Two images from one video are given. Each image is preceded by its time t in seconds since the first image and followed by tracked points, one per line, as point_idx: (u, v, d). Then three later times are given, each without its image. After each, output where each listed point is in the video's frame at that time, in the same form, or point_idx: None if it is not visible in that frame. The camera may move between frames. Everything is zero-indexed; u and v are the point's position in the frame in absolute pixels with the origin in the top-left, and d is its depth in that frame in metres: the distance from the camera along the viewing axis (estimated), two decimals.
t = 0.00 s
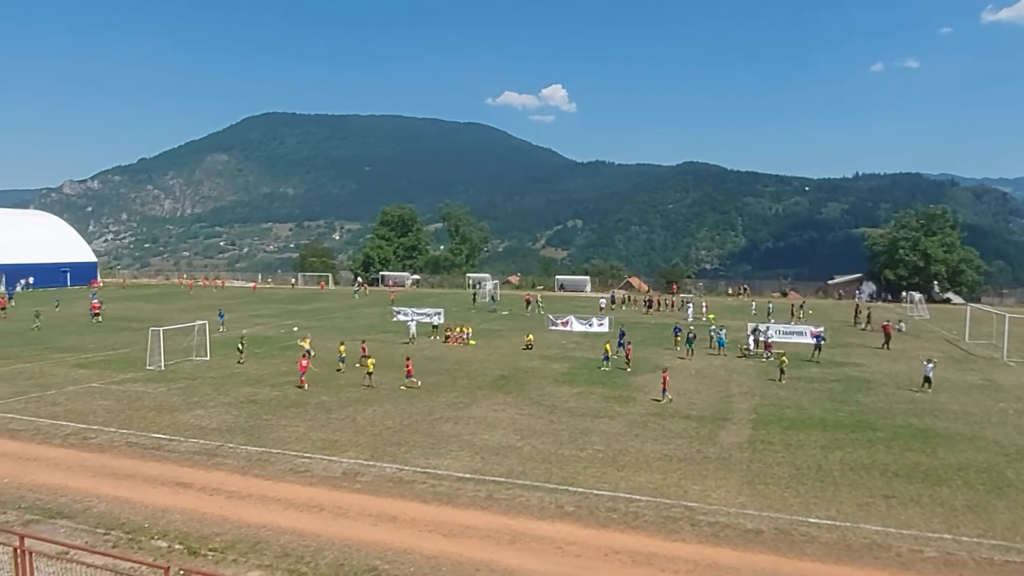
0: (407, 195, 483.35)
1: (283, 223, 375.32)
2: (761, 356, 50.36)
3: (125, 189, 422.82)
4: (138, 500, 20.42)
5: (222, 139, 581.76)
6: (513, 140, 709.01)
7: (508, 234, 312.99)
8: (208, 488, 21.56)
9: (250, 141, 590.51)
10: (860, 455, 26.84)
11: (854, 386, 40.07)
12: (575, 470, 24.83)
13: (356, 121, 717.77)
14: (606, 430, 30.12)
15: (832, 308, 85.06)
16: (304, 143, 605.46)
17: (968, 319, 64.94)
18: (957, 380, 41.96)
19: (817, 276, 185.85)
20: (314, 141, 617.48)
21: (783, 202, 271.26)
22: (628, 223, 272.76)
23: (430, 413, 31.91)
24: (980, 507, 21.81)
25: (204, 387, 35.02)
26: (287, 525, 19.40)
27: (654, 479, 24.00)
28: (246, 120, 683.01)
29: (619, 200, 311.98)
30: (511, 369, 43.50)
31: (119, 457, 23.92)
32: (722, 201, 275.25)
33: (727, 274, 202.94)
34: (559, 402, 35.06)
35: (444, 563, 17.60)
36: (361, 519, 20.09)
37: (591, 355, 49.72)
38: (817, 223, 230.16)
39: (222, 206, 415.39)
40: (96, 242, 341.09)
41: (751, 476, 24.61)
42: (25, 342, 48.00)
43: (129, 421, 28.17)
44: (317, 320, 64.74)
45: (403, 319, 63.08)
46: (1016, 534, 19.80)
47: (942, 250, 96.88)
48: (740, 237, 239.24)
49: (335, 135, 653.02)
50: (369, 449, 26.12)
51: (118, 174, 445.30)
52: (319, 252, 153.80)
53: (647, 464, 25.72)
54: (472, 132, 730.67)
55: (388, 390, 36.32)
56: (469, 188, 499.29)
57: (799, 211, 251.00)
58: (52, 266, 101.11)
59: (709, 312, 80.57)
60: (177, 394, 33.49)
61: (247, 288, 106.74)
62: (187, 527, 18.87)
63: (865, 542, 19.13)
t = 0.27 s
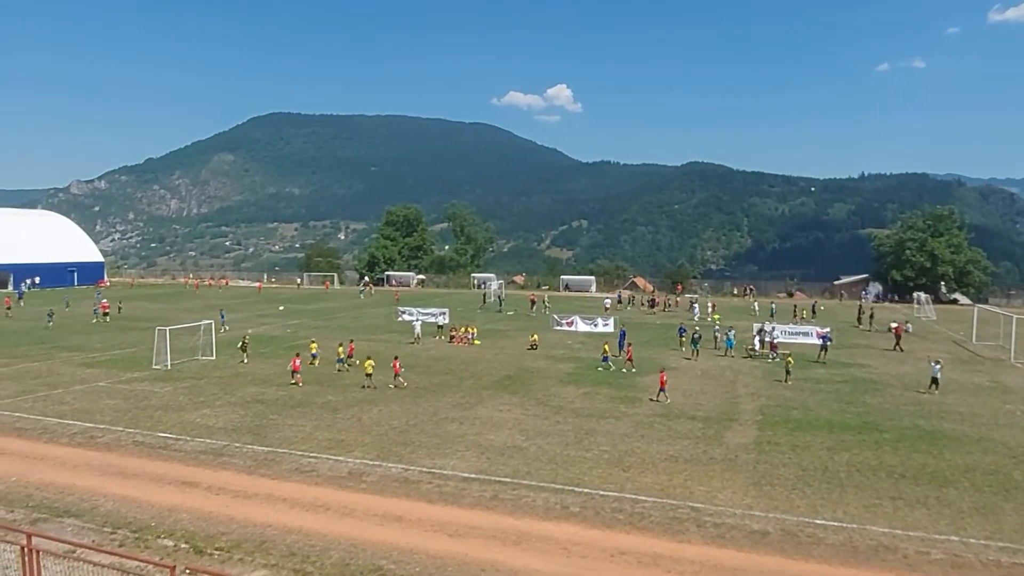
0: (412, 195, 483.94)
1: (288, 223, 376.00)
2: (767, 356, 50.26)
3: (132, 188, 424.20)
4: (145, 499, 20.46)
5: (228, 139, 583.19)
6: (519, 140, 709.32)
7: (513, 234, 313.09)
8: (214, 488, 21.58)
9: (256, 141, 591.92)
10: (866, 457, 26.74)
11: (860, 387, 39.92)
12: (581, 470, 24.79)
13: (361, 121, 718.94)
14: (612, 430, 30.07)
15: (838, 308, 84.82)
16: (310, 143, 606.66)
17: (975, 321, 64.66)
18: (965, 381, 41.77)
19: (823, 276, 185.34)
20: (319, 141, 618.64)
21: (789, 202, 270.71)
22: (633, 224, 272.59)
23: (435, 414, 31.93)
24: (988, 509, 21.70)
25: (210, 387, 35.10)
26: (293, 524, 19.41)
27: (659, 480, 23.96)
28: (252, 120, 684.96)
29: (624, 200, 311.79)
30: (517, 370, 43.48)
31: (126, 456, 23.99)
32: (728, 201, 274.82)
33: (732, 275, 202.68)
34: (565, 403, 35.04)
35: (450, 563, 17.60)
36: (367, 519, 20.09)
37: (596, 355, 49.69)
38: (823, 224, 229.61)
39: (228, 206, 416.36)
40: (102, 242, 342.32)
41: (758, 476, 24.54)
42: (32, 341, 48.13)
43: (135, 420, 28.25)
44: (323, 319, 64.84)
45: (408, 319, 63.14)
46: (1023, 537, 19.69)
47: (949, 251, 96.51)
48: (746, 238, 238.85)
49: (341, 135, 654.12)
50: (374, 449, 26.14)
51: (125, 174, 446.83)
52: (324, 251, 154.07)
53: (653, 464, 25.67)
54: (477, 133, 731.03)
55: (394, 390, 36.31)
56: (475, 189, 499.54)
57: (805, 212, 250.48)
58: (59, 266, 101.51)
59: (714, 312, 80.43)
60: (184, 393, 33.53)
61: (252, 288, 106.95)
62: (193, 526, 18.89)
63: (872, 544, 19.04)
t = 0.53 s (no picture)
0: (418, 195, 484.59)
1: (294, 223, 376.77)
2: (772, 359, 50.14)
3: (139, 187, 425.76)
4: (150, 498, 20.50)
5: (235, 138, 584.72)
6: (524, 141, 710.12)
7: (518, 235, 313.27)
8: (219, 487, 21.63)
9: (263, 140, 593.35)
10: (871, 460, 26.68)
11: (865, 391, 39.81)
12: (585, 472, 24.78)
13: (367, 121, 720.04)
14: (615, 432, 30.06)
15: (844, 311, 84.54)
16: (316, 143, 607.82)
17: (982, 325, 64.36)
18: (971, 386, 41.61)
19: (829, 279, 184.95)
20: (326, 141, 619.86)
21: (795, 205, 270.23)
22: (639, 225, 272.33)
23: (440, 414, 31.94)
24: (993, 514, 21.63)
25: (215, 385, 35.18)
26: (297, 524, 19.44)
27: (663, 483, 23.92)
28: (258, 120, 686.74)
29: (630, 202, 311.62)
30: (521, 371, 43.47)
31: (131, 454, 24.05)
32: (733, 203, 274.50)
33: (737, 277, 202.35)
34: (569, 404, 35.02)
35: (454, 563, 17.61)
36: (371, 519, 20.11)
37: (600, 356, 49.66)
38: (829, 226, 229.12)
39: (234, 205, 417.43)
40: (109, 240, 343.53)
41: (762, 480, 24.49)
42: (39, 339, 48.32)
43: (141, 419, 28.33)
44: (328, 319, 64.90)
45: (413, 319, 63.21)
46: None
47: (955, 254, 96.18)
48: (751, 240, 238.47)
49: (346, 135, 655.13)
50: (378, 450, 26.17)
51: (132, 173, 448.45)
52: (330, 251, 154.39)
53: (657, 467, 25.66)
54: (483, 134, 731.62)
55: (398, 391, 36.32)
56: (480, 189, 499.91)
57: (811, 214, 249.98)
58: (66, 264, 101.82)
59: (719, 314, 80.25)
60: (189, 392, 33.64)
61: (258, 287, 107.13)
62: (198, 525, 18.93)
63: (877, 548, 18.99)
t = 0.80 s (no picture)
0: (429, 199, 485.82)
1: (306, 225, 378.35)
2: (782, 370, 49.87)
3: (153, 186, 428.74)
4: (159, 496, 20.58)
5: (249, 140, 588.14)
6: (537, 148, 711.03)
7: (529, 241, 313.27)
8: (228, 487, 21.68)
9: (277, 142, 596.82)
10: (882, 474, 26.51)
11: (877, 403, 39.51)
12: (593, 479, 24.70)
13: (381, 125, 722.91)
14: (624, 440, 29.96)
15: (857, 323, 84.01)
16: (329, 146, 610.79)
17: (996, 339, 63.79)
18: (984, 400, 41.16)
19: (841, 290, 184.02)
20: (339, 144, 622.71)
21: (807, 215, 269.20)
22: (650, 233, 272.07)
23: (448, 418, 31.95)
24: (1006, 530, 21.40)
25: (226, 385, 35.30)
26: (305, 525, 19.47)
27: (672, 492, 23.82)
28: (273, 122, 690.79)
29: (641, 209, 311.22)
30: (530, 376, 43.43)
31: (141, 452, 24.18)
32: (745, 212, 273.68)
33: (748, 286, 201.62)
34: (578, 411, 34.94)
35: (459, 568, 17.58)
36: (378, 521, 20.11)
37: (610, 364, 49.52)
38: (841, 237, 228.08)
39: (248, 206, 419.83)
40: (123, 238, 346.17)
41: (772, 491, 24.34)
42: (53, 336, 48.66)
43: (152, 417, 28.45)
44: (339, 321, 65.06)
45: (423, 322, 63.26)
46: None
47: (970, 267, 95.50)
48: (763, 249, 237.64)
49: (360, 139, 657.83)
50: (387, 452, 26.17)
51: (147, 173, 452.00)
52: (341, 253, 154.96)
53: (665, 475, 25.56)
54: (496, 139, 732.94)
55: (407, 394, 36.31)
56: (492, 194, 500.63)
57: (824, 225, 248.98)
58: (81, 262, 102.55)
59: (730, 323, 79.99)
60: (200, 391, 33.74)
61: (269, 288, 107.67)
62: (207, 524, 18.98)
63: (887, 563, 18.84)
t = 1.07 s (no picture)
0: (453, 201, 487.14)
1: (330, 224, 381.04)
2: (807, 378, 49.24)
3: (181, 184, 434.14)
4: (182, 489, 20.74)
5: (275, 140, 593.63)
6: (561, 151, 710.17)
7: (552, 244, 313.02)
8: (250, 482, 21.81)
9: (303, 142, 601.94)
10: (909, 486, 26.04)
11: (903, 415, 38.88)
12: (613, 485, 24.55)
13: (406, 126, 726.35)
14: (645, 446, 29.74)
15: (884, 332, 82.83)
16: (354, 146, 614.95)
17: None
18: (1015, 414, 40.33)
19: (868, 299, 181.68)
20: (364, 144, 626.77)
21: (834, 221, 266.18)
22: (673, 237, 270.65)
23: (468, 419, 31.91)
24: None
25: (249, 382, 35.55)
26: (325, 522, 19.53)
27: (693, 499, 23.60)
28: (300, 122, 696.93)
29: (665, 214, 309.68)
30: (551, 380, 43.30)
31: (165, 446, 24.40)
32: (771, 218, 271.26)
33: (773, 293, 199.79)
34: (598, 415, 34.76)
35: (478, 570, 17.50)
36: (397, 521, 20.09)
37: (631, 369, 49.22)
38: (868, 245, 225.21)
39: (274, 205, 423.70)
40: (152, 235, 351.15)
41: (795, 501, 24.00)
42: (82, 330, 49.37)
43: (176, 411, 28.73)
44: (361, 321, 65.35)
45: (444, 323, 63.36)
46: None
47: (1002, 277, 93.76)
48: (789, 256, 235.38)
49: (385, 140, 661.40)
50: (407, 452, 26.17)
51: (176, 171, 458.16)
52: (364, 253, 155.66)
53: (687, 483, 25.33)
54: (520, 141, 733.29)
55: (428, 394, 36.38)
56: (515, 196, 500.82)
57: (851, 232, 246.01)
58: (111, 258, 104.04)
59: (753, 330, 79.28)
60: (223, 387, 34.02)
61: (293, 286, 108.45)
62: (228, 518, 19.09)
63: None
